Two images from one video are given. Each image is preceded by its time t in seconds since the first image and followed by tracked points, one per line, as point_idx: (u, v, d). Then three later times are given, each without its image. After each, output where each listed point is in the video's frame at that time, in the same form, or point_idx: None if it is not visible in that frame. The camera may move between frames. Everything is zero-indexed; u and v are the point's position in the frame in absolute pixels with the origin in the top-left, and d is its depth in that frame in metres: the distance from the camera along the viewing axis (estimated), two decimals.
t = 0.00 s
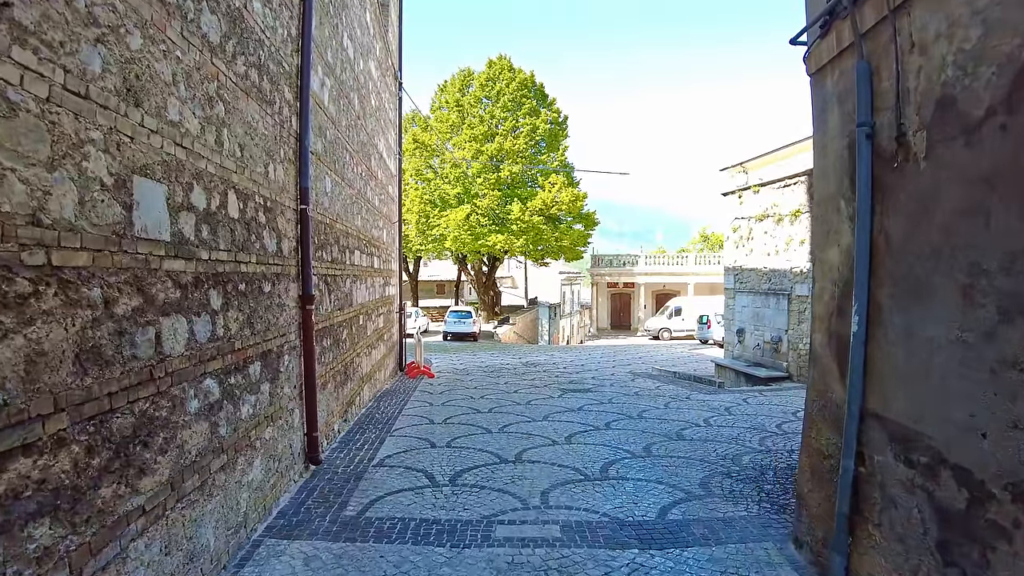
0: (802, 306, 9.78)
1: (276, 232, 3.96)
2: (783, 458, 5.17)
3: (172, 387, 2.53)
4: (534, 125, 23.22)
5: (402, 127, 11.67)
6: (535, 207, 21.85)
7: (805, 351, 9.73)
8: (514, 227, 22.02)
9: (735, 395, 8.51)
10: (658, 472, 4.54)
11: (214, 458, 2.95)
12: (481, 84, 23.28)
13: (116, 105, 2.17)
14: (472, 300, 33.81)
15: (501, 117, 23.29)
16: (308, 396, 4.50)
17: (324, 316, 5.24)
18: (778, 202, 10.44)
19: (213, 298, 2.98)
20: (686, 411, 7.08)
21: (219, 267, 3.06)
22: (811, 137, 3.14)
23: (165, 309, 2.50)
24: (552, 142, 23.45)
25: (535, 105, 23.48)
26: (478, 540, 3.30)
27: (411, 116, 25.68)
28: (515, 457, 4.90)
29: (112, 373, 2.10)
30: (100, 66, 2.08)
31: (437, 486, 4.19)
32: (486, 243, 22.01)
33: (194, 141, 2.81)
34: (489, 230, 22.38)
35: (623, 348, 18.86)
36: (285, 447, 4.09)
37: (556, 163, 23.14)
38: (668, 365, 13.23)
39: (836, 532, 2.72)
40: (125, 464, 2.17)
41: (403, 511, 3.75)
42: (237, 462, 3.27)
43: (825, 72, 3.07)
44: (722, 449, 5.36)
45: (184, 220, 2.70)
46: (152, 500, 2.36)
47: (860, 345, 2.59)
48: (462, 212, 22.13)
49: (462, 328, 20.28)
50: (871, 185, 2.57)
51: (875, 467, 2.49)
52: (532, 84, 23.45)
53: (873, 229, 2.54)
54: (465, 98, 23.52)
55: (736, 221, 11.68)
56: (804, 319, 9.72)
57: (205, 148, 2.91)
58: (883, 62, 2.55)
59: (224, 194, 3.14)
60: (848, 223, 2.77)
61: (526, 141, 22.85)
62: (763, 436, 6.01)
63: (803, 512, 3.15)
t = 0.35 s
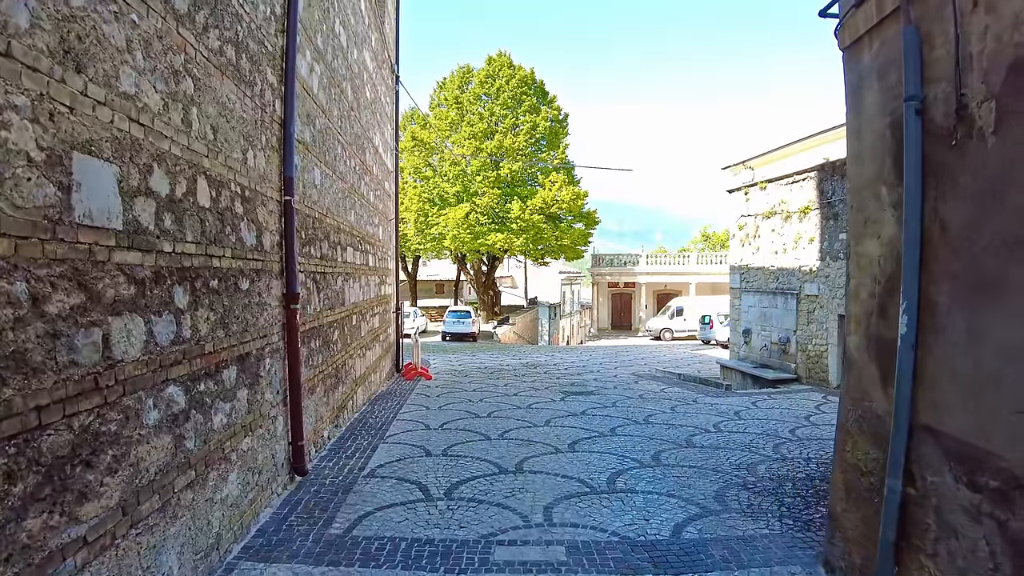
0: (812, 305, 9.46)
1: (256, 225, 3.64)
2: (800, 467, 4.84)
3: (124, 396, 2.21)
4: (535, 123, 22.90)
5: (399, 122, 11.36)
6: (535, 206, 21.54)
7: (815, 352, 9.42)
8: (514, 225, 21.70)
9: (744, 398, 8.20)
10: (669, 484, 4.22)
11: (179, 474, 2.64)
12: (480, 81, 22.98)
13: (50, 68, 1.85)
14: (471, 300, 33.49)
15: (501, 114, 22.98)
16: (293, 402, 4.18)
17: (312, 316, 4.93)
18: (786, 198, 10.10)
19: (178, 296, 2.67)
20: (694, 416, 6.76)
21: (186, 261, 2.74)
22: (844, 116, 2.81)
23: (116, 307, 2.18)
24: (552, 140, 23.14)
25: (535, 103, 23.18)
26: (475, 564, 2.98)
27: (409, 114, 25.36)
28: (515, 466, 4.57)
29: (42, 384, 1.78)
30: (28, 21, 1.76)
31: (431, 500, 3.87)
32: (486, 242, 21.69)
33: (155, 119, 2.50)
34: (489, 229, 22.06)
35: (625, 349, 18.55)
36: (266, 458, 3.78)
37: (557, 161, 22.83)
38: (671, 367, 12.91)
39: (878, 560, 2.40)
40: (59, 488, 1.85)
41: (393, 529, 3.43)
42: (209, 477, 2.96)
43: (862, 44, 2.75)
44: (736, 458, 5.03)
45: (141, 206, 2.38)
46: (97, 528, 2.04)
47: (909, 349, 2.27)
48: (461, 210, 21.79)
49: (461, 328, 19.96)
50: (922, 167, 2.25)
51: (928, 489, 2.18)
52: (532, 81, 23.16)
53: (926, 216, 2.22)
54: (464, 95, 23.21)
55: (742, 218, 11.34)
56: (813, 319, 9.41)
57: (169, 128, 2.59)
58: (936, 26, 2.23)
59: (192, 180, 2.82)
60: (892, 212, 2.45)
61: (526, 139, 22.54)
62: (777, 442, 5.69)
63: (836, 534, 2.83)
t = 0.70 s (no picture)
0: (820, 307, 9.16)
1: (230, 219, 3.35)
2: (816, 479, 4.54)
3: (61, 412, 1.92)
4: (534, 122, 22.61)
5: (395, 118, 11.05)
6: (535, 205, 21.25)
7: (823, 354, 9.12)
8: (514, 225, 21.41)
9: (751, 403, 7.90)
10: (679, 499, 3.92)
11: (135, 496, 2.36)
12: (480, 79, 22.69)
13: None
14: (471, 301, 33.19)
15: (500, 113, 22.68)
16: (273, 411, 3.89)
17: (298, 318, 4.63)
18: (793, 196, 9.79)
19: (133, 297, 2.37)
20: (701, 422, 6.46)
21: (144, 257, 2.45)
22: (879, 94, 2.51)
23: (50, 310, 1.89)
24: (553, 139, 22.85)
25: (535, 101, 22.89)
26: None
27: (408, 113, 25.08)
28: (513, 479, 4.27)
29: None
30: None
31: (422, 518, 3.57)
32: (484, 242, 21.40)
33: (105, 96, 2.20)
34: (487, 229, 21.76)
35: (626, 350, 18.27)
36: (243, 473, 3.49)
37: (556, 161, 22.53)
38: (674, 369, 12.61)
39: None
40: None
41: (380, 552, 3.13)
42: (173, 497, 2.67)
43: (898, 14, 2.45)
44: (748, 469, 4.74)
45: (85, 195, 2.08)
46: (23, 567, 1.75)
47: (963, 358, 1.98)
48: (460, 210, 21.50)
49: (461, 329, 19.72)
50: (979, 149, 1.96)
51: (988, 520, 1.89)
52: (532, 80, 22.87)
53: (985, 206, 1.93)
54: (463, 93, 22.92)
55: (747, 217, 11.03)
56: (822, 321, 9.11)
57: (122, 108, 2.30)
58: None
59: (152, 167, 2.53)
60: (939, 202, 2.16)
61: (526, 138, 22.24)
62: (789, 451, 5.38)
63: (868, 562, 2.55)
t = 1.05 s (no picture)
0: (827, 307, 8.87)
1: (196, 214, 3.06)
2: (831, 492, 4.26)
3: None
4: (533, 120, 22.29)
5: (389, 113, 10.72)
6: (534, 204, 20.95)
7: (830, 356, 8.83)
8: (512, 224, 21.11)
9: (757, 407, 7.61)
10: (689, 517, 3.64)
11: (73, 528, 2.06)
12: (477, 77, 22.38)
13: None
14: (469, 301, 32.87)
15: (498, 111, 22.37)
16: (249, 422, 3.61)
17: (279, 321, 4.34)
18: (799, 194, 9.51)
19: (71, 300, 2.08)
20: (707, 429, 6.17)
21: (85, 255, 2.16)
22: (919, 71, 2.23)
23: None
24: (551, 138, 22.53)
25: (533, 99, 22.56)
26: None
27: (406, 111, 24.79)
28: (508, 494, 3.98)
29: None
30: None
31: (409, 540, 3.28)
32: (482, 242, 21.11)
33: (32, 70, 1.91)
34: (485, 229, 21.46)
35: (625, 351, 17.97)
36: (213, 491, 3.21)
37: (555, 159, 22.20)
38: (676, 370, 12.31)
39: None
40: None
41: None
42: (124, 525, 2.38)
43: None
44: (760, 480, 4.45)
45: (4, 181, 1.79)
46: None
47: None
48: (457, 209, 21.20)
49: (460, 329, 19.47)
50: None
51: None
52: (530, 77, 22.57)
53: None
54: (461, 91, 22.61)
55: (751, 215, 10.74)
56: (829, 322, 8.82)
57: (55, 86, 2.00)
58: None
59: (97, 153, 2.24)
60: (997, 189, 1.89)
61: (524, 137, 21.93)
62: (801, 461, 5.09)
63: None
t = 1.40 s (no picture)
0: (835, 307, 8.59)
1: (159, 206, 2.77)
2: (851, 506, 3.97)
3: None
4: (531, 118, 22.00)
5: (383, 108, 10.43)
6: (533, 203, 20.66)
7: (839, 359, 8.54)
8: (510, 223, 20.81)
9: (764, 411, 7.32)
10: (701, 536, 3.34)
11: None
12: (475, 74, 22.08)
13: None
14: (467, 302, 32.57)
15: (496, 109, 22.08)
16: (221, 432, 3.32)
17: (258, 323, 4.06)
18: (806, 191, 9.22)
19: None
20: (715, 436, 5.87)
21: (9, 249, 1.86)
22: (972, 39, 1.94)
23: None
24: (550, 136, 22.24)
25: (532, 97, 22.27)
26: None
27: (403, 109, 24.52)
28: (505, 511, 3.69)
29: None
30: None
31: (395, 565, 2.99)
32: (480, 241, 20.81)
33: None
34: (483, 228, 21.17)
35: (625, 352, 17.70)
36: (179, 511, 2.91)
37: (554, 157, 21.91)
38: (678, 373, 12.01)
39: None
40: None
41: None
42: (63, 558, 2.08)
43: None
44: (774, 493, 4.16)
45: None
46: None
47: None
48: (455, 207, 20.90)
49: (457, 330, 19.16)
50: None
51: None
52: (529, 75, 22.28)
53: None
54: (458, 88, 22.32)
55: (756, 213, 10.46)
56: (837, 323, 8.53)
57: None
58: None
59: (27, 132, 1.94)
60: None
61: (523, 134, 21.63)
62: (815, 471, 4.79)
63: None
